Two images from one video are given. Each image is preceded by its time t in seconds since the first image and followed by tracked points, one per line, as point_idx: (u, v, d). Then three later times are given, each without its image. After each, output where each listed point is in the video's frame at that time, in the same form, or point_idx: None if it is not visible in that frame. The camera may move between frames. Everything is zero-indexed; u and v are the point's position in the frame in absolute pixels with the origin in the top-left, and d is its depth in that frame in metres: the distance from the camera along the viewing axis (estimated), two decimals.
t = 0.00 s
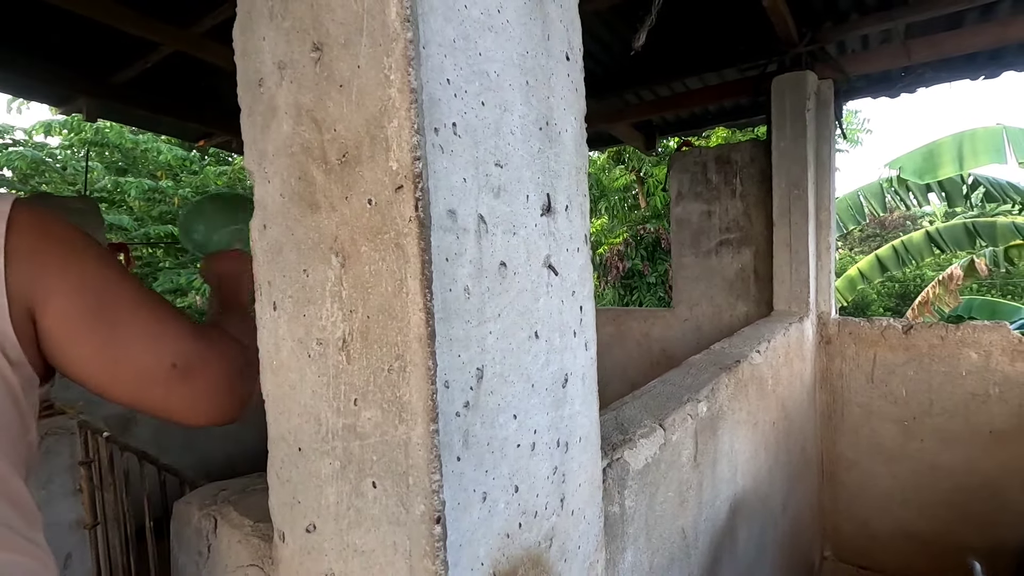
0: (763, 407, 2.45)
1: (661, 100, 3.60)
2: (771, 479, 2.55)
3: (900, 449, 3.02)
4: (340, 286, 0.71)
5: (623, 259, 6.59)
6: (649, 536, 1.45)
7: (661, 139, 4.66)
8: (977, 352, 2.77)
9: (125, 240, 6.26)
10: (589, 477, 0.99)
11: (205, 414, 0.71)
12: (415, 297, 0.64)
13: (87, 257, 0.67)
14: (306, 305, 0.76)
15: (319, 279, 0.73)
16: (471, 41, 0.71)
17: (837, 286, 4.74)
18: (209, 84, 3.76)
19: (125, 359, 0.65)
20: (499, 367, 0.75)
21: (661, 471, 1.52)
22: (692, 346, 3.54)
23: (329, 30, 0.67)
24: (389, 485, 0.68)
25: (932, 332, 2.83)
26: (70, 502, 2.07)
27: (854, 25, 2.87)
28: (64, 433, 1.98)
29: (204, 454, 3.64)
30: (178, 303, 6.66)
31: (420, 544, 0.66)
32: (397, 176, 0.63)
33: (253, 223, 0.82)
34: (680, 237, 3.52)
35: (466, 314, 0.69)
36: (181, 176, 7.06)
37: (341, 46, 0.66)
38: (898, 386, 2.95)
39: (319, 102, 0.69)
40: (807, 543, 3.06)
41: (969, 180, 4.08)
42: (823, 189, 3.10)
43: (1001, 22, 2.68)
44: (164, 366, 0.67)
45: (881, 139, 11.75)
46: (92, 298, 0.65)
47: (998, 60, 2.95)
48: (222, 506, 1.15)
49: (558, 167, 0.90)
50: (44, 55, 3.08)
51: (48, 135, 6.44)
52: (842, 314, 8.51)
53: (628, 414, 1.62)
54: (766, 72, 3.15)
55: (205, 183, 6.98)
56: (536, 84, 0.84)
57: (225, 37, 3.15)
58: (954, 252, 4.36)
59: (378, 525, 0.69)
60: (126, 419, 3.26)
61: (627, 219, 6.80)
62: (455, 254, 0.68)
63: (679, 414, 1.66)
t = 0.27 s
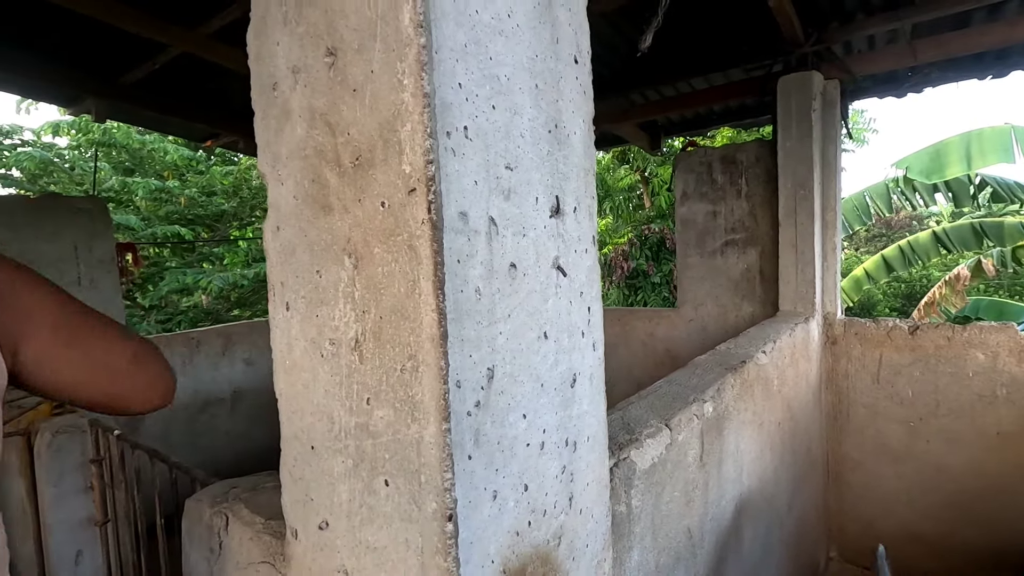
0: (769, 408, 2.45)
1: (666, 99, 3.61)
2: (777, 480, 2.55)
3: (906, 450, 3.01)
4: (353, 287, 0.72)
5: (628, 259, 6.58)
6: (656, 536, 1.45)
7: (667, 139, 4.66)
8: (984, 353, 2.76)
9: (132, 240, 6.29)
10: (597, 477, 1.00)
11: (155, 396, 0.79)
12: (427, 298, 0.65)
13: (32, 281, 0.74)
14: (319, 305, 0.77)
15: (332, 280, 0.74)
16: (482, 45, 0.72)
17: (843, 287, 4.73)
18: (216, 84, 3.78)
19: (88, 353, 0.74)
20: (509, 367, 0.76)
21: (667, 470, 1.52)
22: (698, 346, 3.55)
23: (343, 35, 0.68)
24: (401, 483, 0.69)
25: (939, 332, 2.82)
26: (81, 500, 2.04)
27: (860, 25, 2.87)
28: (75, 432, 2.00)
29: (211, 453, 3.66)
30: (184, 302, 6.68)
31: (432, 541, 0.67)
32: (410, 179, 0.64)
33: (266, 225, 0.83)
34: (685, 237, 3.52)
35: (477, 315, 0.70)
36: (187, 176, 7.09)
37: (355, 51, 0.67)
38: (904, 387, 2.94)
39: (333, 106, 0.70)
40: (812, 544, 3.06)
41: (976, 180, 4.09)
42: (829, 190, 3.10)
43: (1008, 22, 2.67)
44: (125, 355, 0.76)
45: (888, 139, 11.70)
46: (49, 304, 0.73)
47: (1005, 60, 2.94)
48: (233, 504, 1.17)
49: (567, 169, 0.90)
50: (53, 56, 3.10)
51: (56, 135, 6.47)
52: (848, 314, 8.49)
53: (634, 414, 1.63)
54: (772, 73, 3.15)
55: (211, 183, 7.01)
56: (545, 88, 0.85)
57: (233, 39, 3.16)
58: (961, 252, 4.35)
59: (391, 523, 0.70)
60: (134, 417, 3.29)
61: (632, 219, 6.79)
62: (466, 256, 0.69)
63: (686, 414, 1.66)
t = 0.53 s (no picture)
0: (781, 408, 2.44)
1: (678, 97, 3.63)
2: (788, 480, 2.53)
3: (918, 451, 2.99)
4: (375, 284, 0.72)
5: (634, 259, 6.55)
6: (670, 535, 1.45)
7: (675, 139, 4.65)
8: (998, 354, 2.73)
9: (141, 239, 6.31)
10: (615, 476, 0.99)
11: None
12: (452, 295, 0.64)
13: None
14: (340, 303, 0.77)
15: (353, 277, 0.74)
16: (505, 41, 0.71)
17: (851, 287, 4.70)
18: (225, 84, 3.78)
19: None
20: (531, 366, 0.76)
21: (681, 470, 1.52)
22: (707, 346, 3.53)
23: (366, 32, 0.67)
24: (424, 481, 0.69)
25: (952, 332, 2.79)
26: (95, 497, 2.05)
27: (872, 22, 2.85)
28: (89, 429, 2.01)
29: (220, 451, 3.67)
30: (192, 302, 6.70)
31: (456, 539, 0.67)
32: (434, 175, 0.64)
33: (286, 222, 0.83)
34: (694, 237, 3.51)
35: (500, 312, 0.70)
36: (195, 175, 7.11)
37: (379, 47, 0.66)
38: (916, 388, 2.92)
39: (355, 102, 0.70)
40: (823, 545, 3.03)
41: (986, 179, 4.05)
42: (840, 189, 3.08)
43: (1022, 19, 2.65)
44: None
45: (897, 138, 11.62)
46: None
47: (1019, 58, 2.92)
48: (250, 501, 1.17)
49: (586, 166, 0.90)
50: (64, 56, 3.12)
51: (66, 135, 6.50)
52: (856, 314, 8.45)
53: (648, 413, 1.63)
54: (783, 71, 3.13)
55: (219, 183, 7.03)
56: (566, 84, 0.85)
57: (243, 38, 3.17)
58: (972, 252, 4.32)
59: (414, 521, 0.70)
60: (144, 416, 3.30)
61: (639, 218, 6.76)
62: (490, 253, 0.69)
63: (699, 413, 1.66)
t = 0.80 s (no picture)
0: (797, 408, 2.42)
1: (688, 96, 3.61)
2: (804, 481, 2.51)
3: (933, 452, 2.96)
4: (411, 281, 0.71)
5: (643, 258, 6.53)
6: (692, 534, 1.44)
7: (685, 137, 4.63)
8: (1017, 354, 2.69)
9: (152, 238, 6.34)
10: (644, 474, 0.99)
11: None
12: (492, 292, 0.64)
13: None
14: (374, 299, 0.76)
15: (388, 273, 0.74)
16: (542, 37, 0.71)
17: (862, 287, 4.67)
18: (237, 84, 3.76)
19: None
20: (566, 363, 0.75)
21: (703, 469, 1.51)
22: (719, 345, 3.51)
23: (404, 27, 0.67)
24: (462, 477, 0.68)
25: (970, 332, 2.76)
26: (115, 493, 2.06)
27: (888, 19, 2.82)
28: (108, 426, 2.02)
29: (231, 449, 3.68)
30: (201, 300, 6.72)
31: (495, 537, 0.66)
32: (475, 171, 0.63)
33: (318, 219, 0.83)
34: (707, 235, 3.49)
35: (537, 309, 0.70)
36: (205, 175, 7.13)
37: (418, 42, 0.66)
38: (932, 388, 2.89)
39: (393, 98, 0.70)
40: (836, 547, 3.00)
41: (1000, 177, 4.01)
42: (856, 187, 3.05)
43: None
44: None
45: (908, 137, 11.52)
46: None
47: None
48: (275, 498, 1.17)
49: (618, 162, 0.89)
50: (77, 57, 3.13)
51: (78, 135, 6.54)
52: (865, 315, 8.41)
53: (668, 412, 1.62)
54: (797, 69, 3.11)
55: (228, 182, 7.05)
56: (598, 80, 0.84)
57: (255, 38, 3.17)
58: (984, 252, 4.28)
59: (451, 517, 0.70)
60: (157, 413, 3.31)
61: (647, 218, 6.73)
62: (528, 249, 0.68)
63: (719, 413, 1.65)
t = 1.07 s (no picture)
0: (813, 408, 2.42)
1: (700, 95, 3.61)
2: (819, 481, 2.51)
3: (948, 453, 2.94)
4: (452, 281, 0.72)
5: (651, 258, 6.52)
6: (714, 533, 1.45)
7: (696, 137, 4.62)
8: None
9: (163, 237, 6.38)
10: (674, 473, 1.00)
11: None
12: (537, 291, 0.65)
13: None
14: (414, 299, 0.77)
15: (430, 273, 0.75)
16: (583, 39, 0.72)
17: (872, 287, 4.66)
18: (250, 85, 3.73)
19: None
20: (604, 362, 0.76)
21: (724, 468, 1.51)
22: (731, 345, 3.51)
23: (449, 30, 0.68)
24: (505, 475, 0.70)
25: (986, 333, 2.74)
26: (137, 489, 2.08)
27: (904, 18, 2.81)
28: (130, 423, 2.05)
29: (245, 447, 3.70)
30: (210, 299, 6.75)
31: (538, 533, 0.67)
32: (520, 173, 0.64)
33: (356, 219, 0.84)
34: (719, 235, 3.48)
35: (578, 309, 0.71)
36: (215, 174, 7.17)
37: (462, 46, 0.67)
38: (948, 389, 2.87)
39: (436, 100, 0.71)
40: (850, 547, 2.99)
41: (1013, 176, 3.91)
42: (870, 186, 3.04)
43: None
44: None
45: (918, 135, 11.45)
46: None
47: None
48: (304, 495, 1.18)
49: (651, 164, 0.90)
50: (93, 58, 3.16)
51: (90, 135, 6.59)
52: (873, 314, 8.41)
53: (689, 412, 1.63)
54: (811, 68, 3.10)
55: (238, 182, 7.09)
56: (634, 82, 0.85)
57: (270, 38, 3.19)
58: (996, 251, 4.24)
59: (493, 514, 0.71)
60: (171, 411, 3.34)
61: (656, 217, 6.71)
62: (570, 249, 0.69)
63: (740, 412, 1.65)
